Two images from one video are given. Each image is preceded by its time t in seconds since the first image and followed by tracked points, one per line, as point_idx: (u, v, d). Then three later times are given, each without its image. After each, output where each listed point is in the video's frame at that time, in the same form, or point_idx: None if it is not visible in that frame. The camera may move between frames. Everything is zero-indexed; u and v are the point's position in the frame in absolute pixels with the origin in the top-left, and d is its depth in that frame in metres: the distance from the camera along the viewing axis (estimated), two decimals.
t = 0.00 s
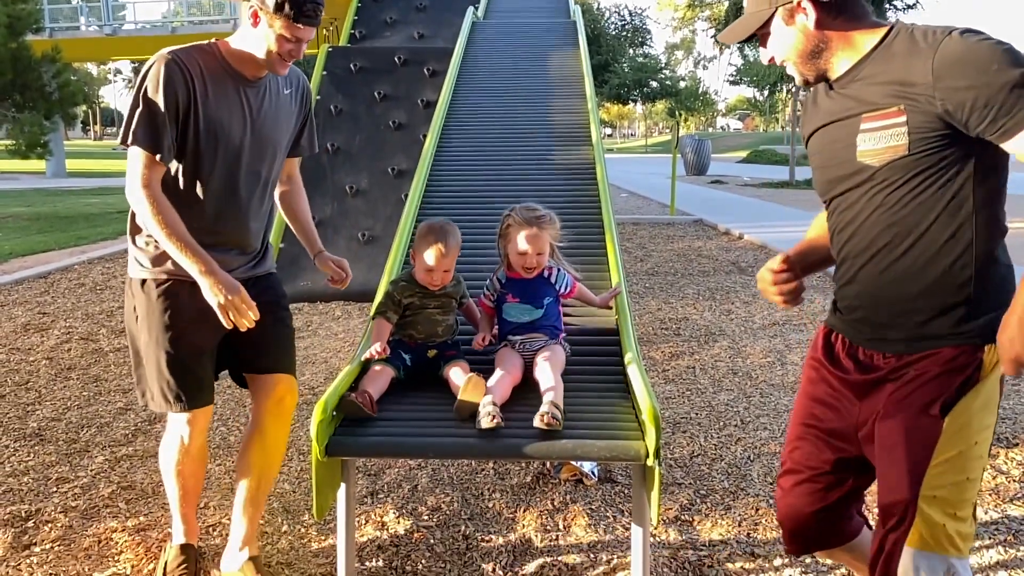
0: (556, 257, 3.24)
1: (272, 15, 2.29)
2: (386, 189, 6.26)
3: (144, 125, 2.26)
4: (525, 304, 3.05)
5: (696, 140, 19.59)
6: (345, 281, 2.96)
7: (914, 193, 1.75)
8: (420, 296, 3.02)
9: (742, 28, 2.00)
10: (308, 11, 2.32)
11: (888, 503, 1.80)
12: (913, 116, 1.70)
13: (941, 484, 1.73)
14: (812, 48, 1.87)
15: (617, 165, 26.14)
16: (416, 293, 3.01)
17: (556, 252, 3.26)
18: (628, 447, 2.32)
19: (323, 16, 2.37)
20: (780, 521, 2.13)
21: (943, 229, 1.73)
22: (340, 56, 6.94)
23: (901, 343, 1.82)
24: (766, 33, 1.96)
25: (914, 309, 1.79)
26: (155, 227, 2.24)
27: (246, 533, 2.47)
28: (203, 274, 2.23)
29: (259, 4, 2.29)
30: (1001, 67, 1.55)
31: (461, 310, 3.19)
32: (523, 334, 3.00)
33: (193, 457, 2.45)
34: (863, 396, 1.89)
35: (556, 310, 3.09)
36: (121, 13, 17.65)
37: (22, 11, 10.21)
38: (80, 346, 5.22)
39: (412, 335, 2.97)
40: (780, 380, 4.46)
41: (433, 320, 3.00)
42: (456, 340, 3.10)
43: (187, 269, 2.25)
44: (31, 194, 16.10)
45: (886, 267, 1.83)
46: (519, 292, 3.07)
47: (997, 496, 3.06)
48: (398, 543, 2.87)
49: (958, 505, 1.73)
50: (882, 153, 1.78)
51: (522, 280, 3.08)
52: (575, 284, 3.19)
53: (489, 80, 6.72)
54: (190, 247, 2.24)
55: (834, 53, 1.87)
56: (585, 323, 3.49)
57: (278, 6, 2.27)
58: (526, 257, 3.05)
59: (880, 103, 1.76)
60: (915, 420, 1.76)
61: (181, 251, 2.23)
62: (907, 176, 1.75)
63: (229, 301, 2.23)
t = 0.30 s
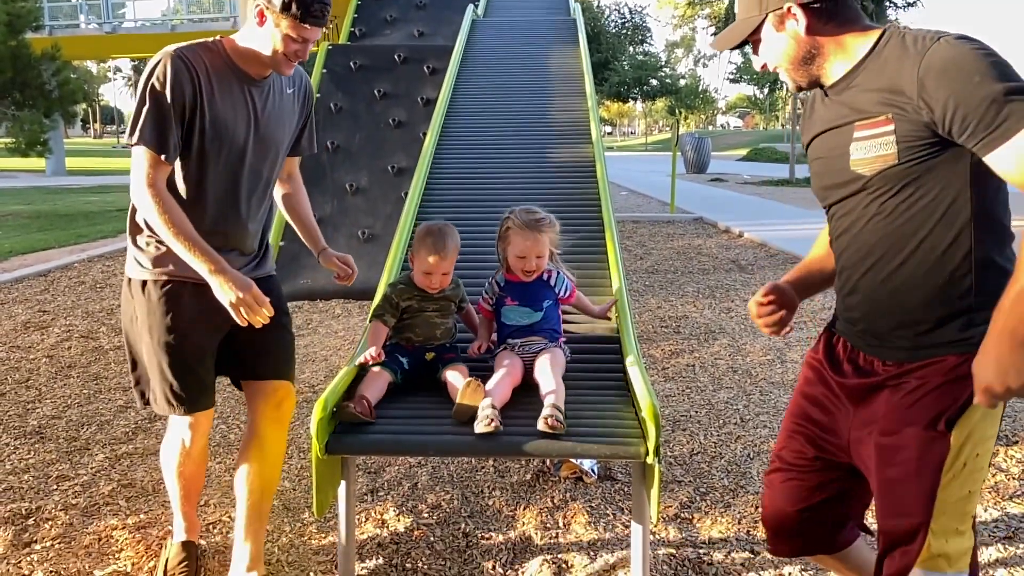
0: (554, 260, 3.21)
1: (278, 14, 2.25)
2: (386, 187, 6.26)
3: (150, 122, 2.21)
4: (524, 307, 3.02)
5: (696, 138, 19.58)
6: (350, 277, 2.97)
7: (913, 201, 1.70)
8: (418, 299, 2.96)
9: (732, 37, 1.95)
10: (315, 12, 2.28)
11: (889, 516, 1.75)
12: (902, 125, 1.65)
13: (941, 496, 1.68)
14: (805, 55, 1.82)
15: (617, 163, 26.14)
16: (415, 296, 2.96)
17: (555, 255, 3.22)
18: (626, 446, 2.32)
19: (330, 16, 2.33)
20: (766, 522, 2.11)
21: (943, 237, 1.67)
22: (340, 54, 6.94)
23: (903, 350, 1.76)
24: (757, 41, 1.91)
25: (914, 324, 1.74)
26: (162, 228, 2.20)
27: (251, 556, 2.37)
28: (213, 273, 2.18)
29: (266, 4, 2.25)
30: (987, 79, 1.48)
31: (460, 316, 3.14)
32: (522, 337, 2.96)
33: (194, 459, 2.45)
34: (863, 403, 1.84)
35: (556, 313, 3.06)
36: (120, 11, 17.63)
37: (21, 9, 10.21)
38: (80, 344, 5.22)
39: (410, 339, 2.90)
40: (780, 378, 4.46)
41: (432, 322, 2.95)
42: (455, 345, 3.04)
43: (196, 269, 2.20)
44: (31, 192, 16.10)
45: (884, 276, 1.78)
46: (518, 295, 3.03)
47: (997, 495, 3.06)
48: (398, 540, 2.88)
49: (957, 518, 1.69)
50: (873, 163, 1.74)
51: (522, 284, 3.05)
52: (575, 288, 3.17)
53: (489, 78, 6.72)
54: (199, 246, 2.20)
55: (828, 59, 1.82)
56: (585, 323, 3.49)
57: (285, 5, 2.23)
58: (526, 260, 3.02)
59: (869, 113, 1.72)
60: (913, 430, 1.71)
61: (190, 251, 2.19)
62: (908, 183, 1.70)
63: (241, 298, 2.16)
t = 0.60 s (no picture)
0: (554, 263, 3.21)
1: (285, 15, 2.22)
2: (386, 185, 6.27)
3: (158, 122, 2.17)
4: (523, 309, 2.99)
5: (696, 137, 19.56)
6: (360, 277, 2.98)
7: (909, 205, 1.69)
8: (417, 301, 2.93)
9: (721, 43, 1.92)
10: (322, 14, 2.25)
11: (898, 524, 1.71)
12: (889, 129, 1.66)
13: (954, 508, 1.64)
14: (796, 61, 1.80)
15: (618, 162, 26.13)
16: (413, 299, 2.93)
17: (554, 259, 3.23)
18: (629, 441, 2.33)
19: (337, 18, 2.30)
20: (753, 522, 2.08)
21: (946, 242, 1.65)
22: (340, 53, 6.94)
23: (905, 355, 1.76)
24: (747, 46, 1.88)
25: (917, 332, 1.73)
26: (170, 230, 2.16)
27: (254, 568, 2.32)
28: (224, 276, 2.13)
29: (272, 5, 2.22)
30: (962, 82, 1.47)
31: (458, 320, 3.11)
32: (521, 339, 2.93)
33: (195, 463, 2.43)
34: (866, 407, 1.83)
35: (555, 315, 3.04)
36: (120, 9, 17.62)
37: (20, 7, 10.21)
38: (80, 343, 5.22)
39: (408, 342, 2.87)
40: (780, 377, 4.46)
41: (430, 325, 2.91)
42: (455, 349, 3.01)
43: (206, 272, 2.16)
44: (31, 191, 16.09)
45: (885, 280, 1.77)
46: (517, 297, 3.01)
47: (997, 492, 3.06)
48: (398, 538, 2.88)
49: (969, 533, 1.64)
50: (865, 166, 1.73)
51: (522, 286, 3.04)
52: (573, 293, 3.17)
53: (489, 77, 6.71)
54: (209, 248, 2.15)
55: (819, 63, 1.80)
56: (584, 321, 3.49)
57: (291, 6, 2.20)
58: (525, 263, 3.00)
59: (858, 117, 1.72)
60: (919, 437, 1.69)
61: (201, 256, 2.14)
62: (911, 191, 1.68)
63: (257, 295, 2.10)
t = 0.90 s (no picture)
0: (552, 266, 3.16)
1: (291, 18, 2.20)
2: (386, 184, 6.27)
3: (166, 124, 2.13)
4: (522, 311, 2.96)
5: (696, 135, 19.54)
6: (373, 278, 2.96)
7: (902, 210, 1.65)
8: (415, 303, 2.92)
9: (711, 49, 1.89)
10: (330, 17, 2.23)
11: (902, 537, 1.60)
12: (868, 133, 1.62)
13: (961, 523, 1.54)
14: (784, 66, 1.76)
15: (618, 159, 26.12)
16: (411, 300, 2.91)
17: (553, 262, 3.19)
18: (629, 438, 2.33)
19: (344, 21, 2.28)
20: (744, 514, 2.07)
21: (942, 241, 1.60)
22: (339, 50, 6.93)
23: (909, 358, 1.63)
24: (737, 51, 1.85)
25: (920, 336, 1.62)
26: (177, 233, 2.11)
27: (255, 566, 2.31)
28: (237, 279, 2.08)
29: (279, 7, 2.20)
30: (932, 83, 1.44)
31: (457, 325, 3.06)
32: (520, 341, 2.90)
33: (199, 463, 2.32)
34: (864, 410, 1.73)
35: (556, 318, 3.01)
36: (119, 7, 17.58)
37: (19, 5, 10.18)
38: (80, 341, 5.22)
39: (405, 344, 2.85)
40: (780, 374, 4.47)
41: (427, 327, 2.90)
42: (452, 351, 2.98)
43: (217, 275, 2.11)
44: (30, 188, 16.07)
45: (887, 286, 1.74)
46: (516, 298, 2.98)
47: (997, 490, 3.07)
48: (398, 536, 2.88)
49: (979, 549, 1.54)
50: (852, 172, 1.69)
51: (520, 289, 3.00)
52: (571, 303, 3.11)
53: (489, 74, 6.70)
54: (219, 251, 2.10)
55: (807, 67, 1.76)
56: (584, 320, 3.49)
57: (299, 8, 2.18)
58: (525, 266, 2.96)
59: (842, 122, 1.68)
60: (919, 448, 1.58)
61: (210, 259, 2.10)
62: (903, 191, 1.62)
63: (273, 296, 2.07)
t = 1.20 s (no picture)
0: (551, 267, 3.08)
1: (297, 24, 2.17)
2: (386, 182, 6.26)
3: (171, 130, 2.08)
4: (520, 313, 2.88)
5: (695, 133, 19.54)
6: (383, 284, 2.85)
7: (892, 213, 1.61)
8: (413, 305, 2.84)
9: (696, 57, 1.82)
10: (336, 23, 2.20)
11: (902, 543, 1.58)
12: (850, 137, 1.58)
13: (961, 524, 1.55)
14: (772, 71, 1.70)
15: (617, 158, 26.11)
16: (409, 302, 2.84)
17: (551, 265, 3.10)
18: (630, 436, 2.32)
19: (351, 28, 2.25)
20: (736, 511, 2.01)
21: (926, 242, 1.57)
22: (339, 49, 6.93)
23: (909, 358, 1.60)
24: (723, 57, 1.78)
25: (921, 339, 1.58)
26: (186, 241, 2.04)
27: (255, 565, 2.32)
28: (249, 284, 2.01)
29: (285, 11, 2.17)
30: (902, 87, 1.42)
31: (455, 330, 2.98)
32: (519, 343, 2.84)
33: (201, 466, 2.29)
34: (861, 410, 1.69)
35: (555, 321, 2.93)
36: (119, 5, 17.56)
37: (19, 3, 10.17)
38: (80, 339, 5.22)
39: (403, 347, 2.79)
40: (779, 372, 4.47)
41: (425, 330, 2.83)
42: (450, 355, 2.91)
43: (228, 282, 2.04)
44: (30, 187, 16.08)
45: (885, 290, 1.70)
46: (514, 300, 2.90)
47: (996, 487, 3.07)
48: (398, 534, 2.88)
49: (978, 551, 1.57)
50: (838, 179, 1.66)
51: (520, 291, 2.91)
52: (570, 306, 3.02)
53: (488, 72, 6.70)
54: (230, 256, 2.03)
55: (795, 72, 1.70)
56: (584, 318, 3.49)
57: (306, 14, 2.16)
58: (524, 268, 2.88)
59: (825, 128, 1.65)
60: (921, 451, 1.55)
61: (220, 265, 2.03)
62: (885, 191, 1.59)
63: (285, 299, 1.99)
